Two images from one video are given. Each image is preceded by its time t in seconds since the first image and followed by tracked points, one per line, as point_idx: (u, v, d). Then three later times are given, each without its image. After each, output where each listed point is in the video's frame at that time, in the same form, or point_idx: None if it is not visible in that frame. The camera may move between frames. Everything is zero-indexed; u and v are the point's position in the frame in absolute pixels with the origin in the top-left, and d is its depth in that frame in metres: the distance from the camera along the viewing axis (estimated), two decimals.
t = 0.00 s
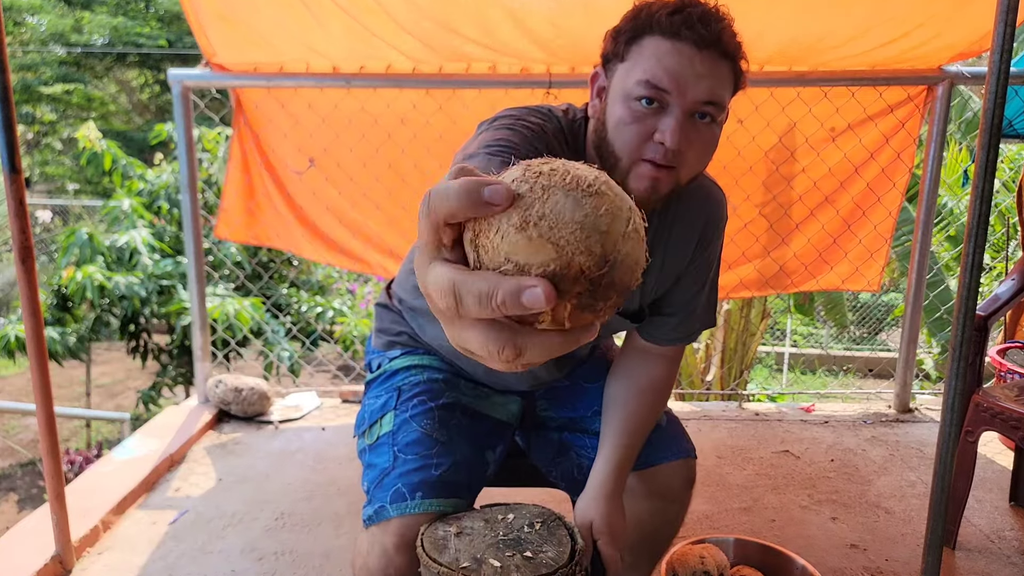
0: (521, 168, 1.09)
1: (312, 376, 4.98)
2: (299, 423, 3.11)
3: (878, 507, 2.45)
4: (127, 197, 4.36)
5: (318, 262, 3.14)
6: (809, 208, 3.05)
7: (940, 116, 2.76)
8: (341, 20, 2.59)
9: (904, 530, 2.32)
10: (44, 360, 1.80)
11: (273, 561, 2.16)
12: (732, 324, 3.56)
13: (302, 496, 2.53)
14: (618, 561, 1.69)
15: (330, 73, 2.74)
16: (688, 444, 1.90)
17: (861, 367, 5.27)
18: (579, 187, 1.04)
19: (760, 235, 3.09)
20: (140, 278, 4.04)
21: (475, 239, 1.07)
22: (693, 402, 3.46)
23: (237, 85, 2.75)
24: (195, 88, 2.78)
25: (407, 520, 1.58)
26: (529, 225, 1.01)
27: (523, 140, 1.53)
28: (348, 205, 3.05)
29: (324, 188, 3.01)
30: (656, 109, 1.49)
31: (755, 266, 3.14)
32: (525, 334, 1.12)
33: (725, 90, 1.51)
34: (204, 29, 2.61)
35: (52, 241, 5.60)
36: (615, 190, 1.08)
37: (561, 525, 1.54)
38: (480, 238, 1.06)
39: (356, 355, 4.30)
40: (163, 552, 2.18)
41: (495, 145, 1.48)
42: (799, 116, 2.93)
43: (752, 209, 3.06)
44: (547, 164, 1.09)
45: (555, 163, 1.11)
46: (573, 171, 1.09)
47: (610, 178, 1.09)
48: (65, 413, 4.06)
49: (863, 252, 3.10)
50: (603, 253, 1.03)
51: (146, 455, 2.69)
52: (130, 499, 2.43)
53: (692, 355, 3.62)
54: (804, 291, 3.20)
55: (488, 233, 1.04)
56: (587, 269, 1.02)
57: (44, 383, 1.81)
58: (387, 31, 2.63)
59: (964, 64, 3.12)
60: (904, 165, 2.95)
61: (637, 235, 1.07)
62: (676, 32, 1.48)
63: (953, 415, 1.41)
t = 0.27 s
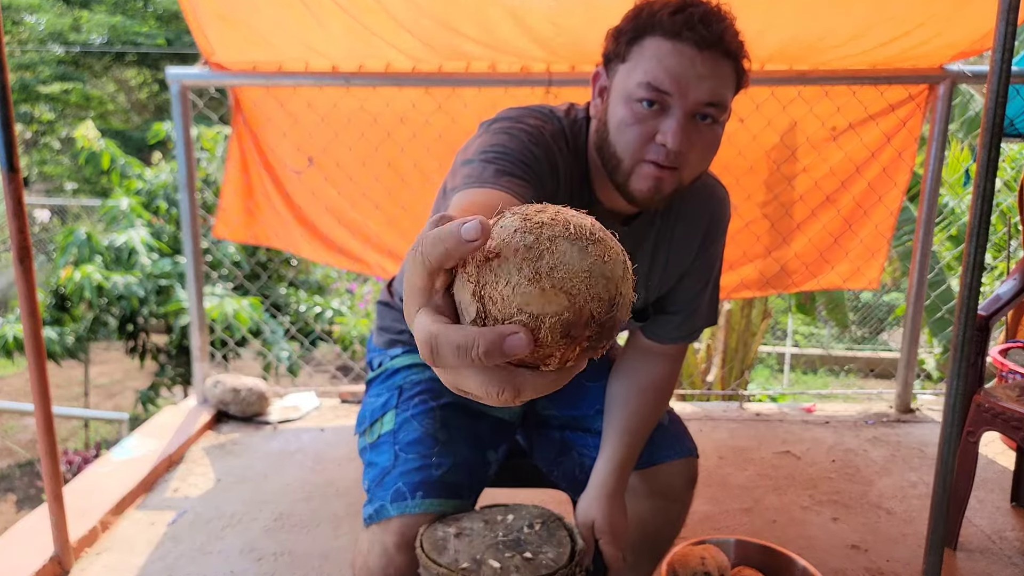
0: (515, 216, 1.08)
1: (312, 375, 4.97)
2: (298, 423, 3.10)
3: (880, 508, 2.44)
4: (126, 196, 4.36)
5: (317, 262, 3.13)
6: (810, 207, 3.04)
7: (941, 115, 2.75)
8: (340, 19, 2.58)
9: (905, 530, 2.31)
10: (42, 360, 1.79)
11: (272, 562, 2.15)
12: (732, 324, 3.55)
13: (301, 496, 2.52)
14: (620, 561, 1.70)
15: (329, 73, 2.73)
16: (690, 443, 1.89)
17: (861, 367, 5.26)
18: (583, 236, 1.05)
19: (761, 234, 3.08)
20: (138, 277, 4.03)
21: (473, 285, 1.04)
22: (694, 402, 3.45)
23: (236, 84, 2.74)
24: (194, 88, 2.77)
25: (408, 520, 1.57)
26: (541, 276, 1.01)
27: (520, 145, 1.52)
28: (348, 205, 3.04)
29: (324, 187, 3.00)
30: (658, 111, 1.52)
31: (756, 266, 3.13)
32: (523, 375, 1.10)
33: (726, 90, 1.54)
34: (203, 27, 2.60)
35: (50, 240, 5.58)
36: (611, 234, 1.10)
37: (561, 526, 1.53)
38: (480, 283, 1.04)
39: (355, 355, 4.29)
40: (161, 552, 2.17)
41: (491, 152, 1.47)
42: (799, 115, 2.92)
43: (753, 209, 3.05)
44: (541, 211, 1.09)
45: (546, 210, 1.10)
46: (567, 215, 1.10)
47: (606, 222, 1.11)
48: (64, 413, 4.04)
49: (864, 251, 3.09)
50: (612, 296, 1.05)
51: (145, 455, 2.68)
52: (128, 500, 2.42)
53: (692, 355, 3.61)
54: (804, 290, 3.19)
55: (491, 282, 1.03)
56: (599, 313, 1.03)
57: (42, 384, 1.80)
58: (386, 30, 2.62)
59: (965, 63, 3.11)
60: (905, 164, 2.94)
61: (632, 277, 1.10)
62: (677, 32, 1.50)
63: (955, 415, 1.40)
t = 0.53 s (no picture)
0: (514, 302, 1.04)
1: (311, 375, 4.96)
2: (298, 423, 3.10)
3: (880, 508, 2.44)
4: (126, 196, 4.36)
5: (317, 262, 3.13)
6: (810, 207, 3.04)
7: (941, 115, 2.76)
8: (340, 18, 2.57)
9: (905, 530, 2.31)
10: (42, 360, 1.79)
11: (272, 562, 2.15)
12: (733, 324, 3.55)
13: (301, 497, 2.52)
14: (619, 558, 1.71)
15: (329, 72, 2.73)
16: (690, 443, 1.89)
17: (862, 367, 5.25)
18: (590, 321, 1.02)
19: (761, 234, 3.08)
20: (138, 277, 4.03)
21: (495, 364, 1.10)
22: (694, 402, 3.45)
23: (236, 84, 2.74)
24: (194, 88, 2.77)
25: (408, 521, 1.57)
26: (553, 372, 1.06)
27: (522, 143, 1.52)
28: (347, 205, 3.04)
29: (324, 188, 3.00)
30: (657, 112, 1.53)
31: (756, 266, 3.13)
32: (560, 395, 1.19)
33: (726, 91, 1.53)
34: (203, 27, 2.60)
35: (50, 240, 5.58)
36: (621, 286, 1.04)
37: (561, 526, 1.53)
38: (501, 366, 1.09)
39: (355, 355, 4.29)
40: (161, 552, 2.17)
41: (494, 151, 1.46)
42: (799, 115, 2.92)
43: (753, 209, 3.04)
44: (542, 289, 1.03)
45: (547, 280, 1.03)
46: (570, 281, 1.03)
47: (613, 273, 1.04)
48: (64, 413, 4.04)
49: (864, 251, 3.09)
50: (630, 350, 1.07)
51: (145, 455, 2.68)
52: (128, 500, 2.42)
53: (692, 355, 3.61)
54: (805, 290, 3.19)
55: (510, 371, 1.08)
56: (621, 373, 1.08)
57: (42, 383, 1.80)
58: (387, 30, 2.62)
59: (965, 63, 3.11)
60: (905, 164, 2.94)
61: (650, 308, 1.08)
62: (676, 33, 1.50)
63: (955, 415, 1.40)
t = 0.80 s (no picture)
0: (518, 359, 0.98)
1: (311, 375, 4.96)
2: (298, 423, 3.10)
3: (880, 508, 2.44)
4: (126, 196, 4.36)
5: (317, 262, 3.13)
6: (810, 207, 3.04)
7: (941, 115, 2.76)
8: (340, 18, 2.57)
9: (905, 530, 2.31)
10: (42, 360, 1.79)
11: (272, 562, 2.15)
12: (733, 324, 3.54)
13: (301, 497, 2.52)
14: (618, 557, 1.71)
15: (329, 72, 2.73)
16: (688, 443, 1.89)
17: (862, 367, 5.25)
18: (593, 382, 0.96)
19: (761, 234, 3.09)
20: (138, 277, 4.03)
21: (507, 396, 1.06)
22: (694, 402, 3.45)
23: (236, 84, 2.74)
24: (194, 88, 2.77)
25: (407, 521, 1.57)
26: (563, 417, 1.02)
27: (531, 136, 1.53)
28: (347, 205, 3.04)
29: (324, 188, 3.00)
30: (661, 113, 1.53)
31: (756, 266, 3.13)
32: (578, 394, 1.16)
33: (728, 90, 1.54)
34: (203, 27, 2.60)
35: (50, 240, 5.57)
36: (627, 341, 0.95)
37: (561, 526, 1.53)
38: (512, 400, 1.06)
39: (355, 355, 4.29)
40: (161, 552, 2.17)
41: (503, 143, 1.46)
42: (799, 115, 2.92)
43: (753, 209, 3.04)
44: (543, 350, 0.96)
45: (549, 339, 0.96)
46: (573, 339, 0.96)
47: (616, 329, 0.95)
48: (64, 413, 4.04)
49: (864, 251, 3.09)
50: (640, 394, 1.01)
51: (145, 455, 2.68)
52: (128, 500, 2.42)
53: (692, 355, 3.60)
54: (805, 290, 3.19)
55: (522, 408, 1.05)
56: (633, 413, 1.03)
57: (42, 383, 1.80)
58: (387, 30, 2.62)
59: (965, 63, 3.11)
60: (905, 164, 2.94)
61: (660, 347, 1.01)
62: (679, 33, 1.49)
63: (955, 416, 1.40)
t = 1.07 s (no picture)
0: (518, 330, 1.00)
1: (311, 375, 4.96)
2: (298, 423, 3.10)
3: (880, 508, 2.44)
4: (126, 196, 4.36)
5: (317, 262, 3.13)
6: (810, 207, 3.04)
7: (941, 115, 2.76)
8: (340, 18, 2.57)
9: (906, 530, 2.31)
10: (43, 360, 1.79)
11: (272, 562, 2.15)
12: (733, 324, 3.54)
13: (300, 497, 2.52)
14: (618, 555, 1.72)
15: (329, 73, 2.73)
16: (687, 441, 1.89)
17: (862, 367, 5.25)
18: (588, 363, 0.97)
19: (761, 234, 3.09)
20: (138, 277, 4.03)
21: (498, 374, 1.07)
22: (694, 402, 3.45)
23: (236, 84, 2.74)
24: (194, 88, 2.77)
25: (407, 521, 1.57)
26: (548, 399, 1.02)
27: (535, 131, 1.53)
28: (347, 205, 3.04)
29: (324, 188, 3.00)
30: (669, 110, 1.53)
31: (756, 266, 3.13)
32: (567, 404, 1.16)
33: (734, 88, 1.54)
34: (203, 27, 2.60)
35: (50, 240, 5.57)
36: (628, 330, 0.97)
37: (561, 526, 1.54)
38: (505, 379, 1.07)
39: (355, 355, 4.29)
40: (161, 553, 2.17)
41: (508, 138, 1.46)
42: (800, 115, 2.92)
43: (753, 209, 3.04)
44: (545, 322, 0.99)
45: (552, 312, 0.99)
46: (574, 316, 0.98)
47: (620, 316, 0.97)
48: (64, 413, 4.04)
49: (864, 252, 3.09)
50: (632, 391, 1.02)
51: (145, 455, 2.68)
52: (128, 500, 2.42)
53: (692, 354, 3.60)
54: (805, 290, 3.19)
55: (511, 387, 1.06)
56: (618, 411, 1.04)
57: (42, 383, 1.80)
58: (387, 30, 2.62)
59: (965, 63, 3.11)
60: (905, 164, 2.94)
61: (660, 350, 1.02)
62: (686, 31, 1.49)
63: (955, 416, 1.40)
